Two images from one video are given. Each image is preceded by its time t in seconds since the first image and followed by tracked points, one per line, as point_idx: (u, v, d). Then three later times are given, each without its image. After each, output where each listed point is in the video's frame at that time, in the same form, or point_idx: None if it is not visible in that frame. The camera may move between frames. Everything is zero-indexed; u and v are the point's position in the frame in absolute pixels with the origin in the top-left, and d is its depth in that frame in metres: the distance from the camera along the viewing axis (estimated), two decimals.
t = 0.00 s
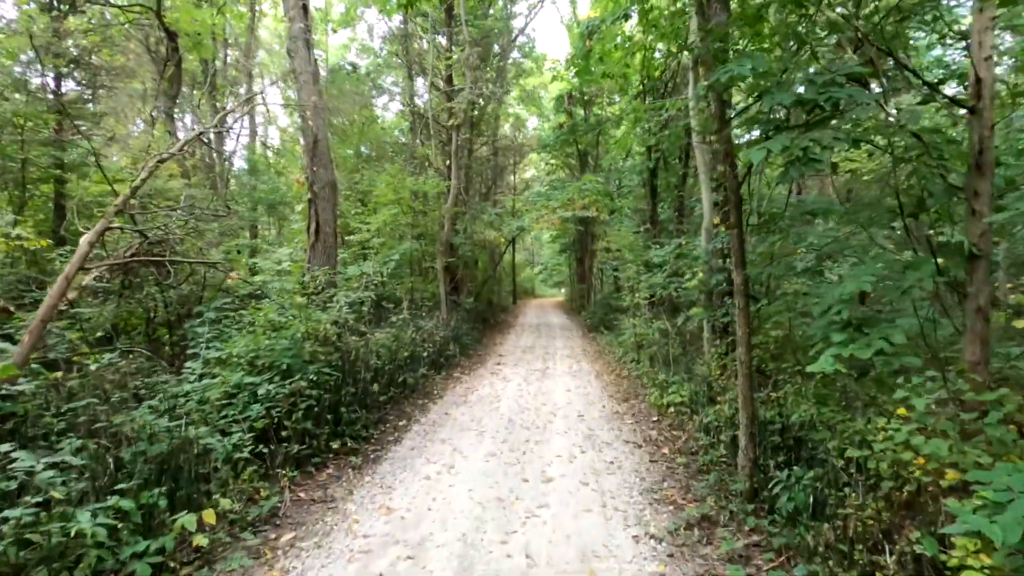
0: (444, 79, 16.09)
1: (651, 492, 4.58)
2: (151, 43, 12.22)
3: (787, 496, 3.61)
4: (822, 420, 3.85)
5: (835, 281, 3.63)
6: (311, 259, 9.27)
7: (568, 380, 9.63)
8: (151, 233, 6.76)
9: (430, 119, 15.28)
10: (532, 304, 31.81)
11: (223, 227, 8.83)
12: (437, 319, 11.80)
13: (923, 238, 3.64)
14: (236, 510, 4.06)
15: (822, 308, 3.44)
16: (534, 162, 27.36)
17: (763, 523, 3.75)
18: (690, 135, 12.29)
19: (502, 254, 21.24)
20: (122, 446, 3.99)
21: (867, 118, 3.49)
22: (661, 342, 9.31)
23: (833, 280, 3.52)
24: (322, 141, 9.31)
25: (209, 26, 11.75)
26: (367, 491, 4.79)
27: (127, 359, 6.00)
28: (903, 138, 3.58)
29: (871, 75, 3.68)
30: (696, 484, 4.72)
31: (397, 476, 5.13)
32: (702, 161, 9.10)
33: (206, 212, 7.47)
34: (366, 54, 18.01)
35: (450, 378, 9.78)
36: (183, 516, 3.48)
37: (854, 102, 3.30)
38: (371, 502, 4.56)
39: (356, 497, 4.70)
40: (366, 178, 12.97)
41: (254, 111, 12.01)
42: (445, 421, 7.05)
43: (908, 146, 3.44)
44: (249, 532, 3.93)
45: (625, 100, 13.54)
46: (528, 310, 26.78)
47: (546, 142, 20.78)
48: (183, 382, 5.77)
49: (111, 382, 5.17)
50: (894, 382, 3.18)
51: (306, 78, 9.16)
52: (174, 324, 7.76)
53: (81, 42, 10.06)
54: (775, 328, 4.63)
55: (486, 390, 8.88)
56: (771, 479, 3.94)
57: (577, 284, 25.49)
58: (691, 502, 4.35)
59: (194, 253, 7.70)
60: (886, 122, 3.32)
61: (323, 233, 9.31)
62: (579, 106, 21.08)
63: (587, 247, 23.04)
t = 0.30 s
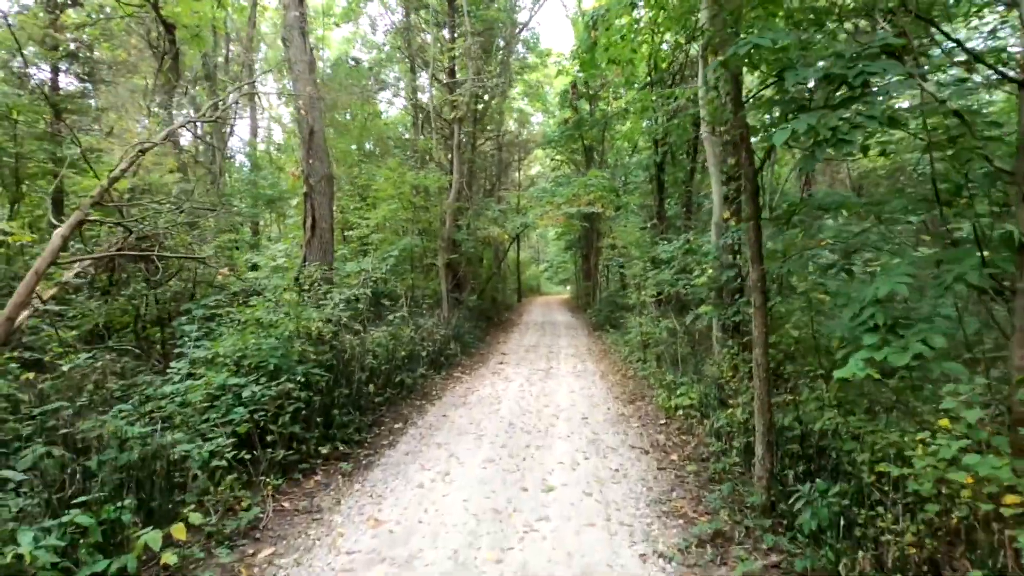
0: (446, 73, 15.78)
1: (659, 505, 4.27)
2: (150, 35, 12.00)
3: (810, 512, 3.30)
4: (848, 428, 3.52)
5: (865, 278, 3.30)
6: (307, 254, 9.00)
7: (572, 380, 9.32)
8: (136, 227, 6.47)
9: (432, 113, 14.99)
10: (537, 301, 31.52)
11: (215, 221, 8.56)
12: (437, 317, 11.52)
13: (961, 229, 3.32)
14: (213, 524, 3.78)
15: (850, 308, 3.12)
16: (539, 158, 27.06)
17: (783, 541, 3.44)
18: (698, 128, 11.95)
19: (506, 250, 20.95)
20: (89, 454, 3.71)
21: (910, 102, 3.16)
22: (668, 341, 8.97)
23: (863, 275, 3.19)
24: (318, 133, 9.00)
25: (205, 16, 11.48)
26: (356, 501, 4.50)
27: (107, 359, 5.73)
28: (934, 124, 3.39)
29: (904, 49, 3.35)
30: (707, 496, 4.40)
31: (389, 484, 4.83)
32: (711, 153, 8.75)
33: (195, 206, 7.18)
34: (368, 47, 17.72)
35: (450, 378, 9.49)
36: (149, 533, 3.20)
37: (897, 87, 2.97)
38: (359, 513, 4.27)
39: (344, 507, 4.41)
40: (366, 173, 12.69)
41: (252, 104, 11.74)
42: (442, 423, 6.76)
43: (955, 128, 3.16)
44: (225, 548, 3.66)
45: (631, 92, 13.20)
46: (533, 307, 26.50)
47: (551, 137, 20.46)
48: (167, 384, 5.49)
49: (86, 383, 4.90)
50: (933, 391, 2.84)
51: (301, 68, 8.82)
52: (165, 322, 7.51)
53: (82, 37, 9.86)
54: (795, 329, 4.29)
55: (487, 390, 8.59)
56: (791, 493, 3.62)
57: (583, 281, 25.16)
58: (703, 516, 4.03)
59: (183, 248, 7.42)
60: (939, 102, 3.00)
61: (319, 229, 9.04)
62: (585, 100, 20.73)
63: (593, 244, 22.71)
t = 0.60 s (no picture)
0: (448, 66, 15.47)
1: (667, 520, 3.99)
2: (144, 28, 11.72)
3: (835, 535, 3.01)
4: (873, 441, 3.25)
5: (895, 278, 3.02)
6: (301, 251, 8.73)
7: (574, 381, 9.05)
8: (119, 223, 6.20)
9: (432, 107, 14.69)
10: (539, 298, 31.25)
11: (206, 217, 8.31)
12: (437, 315, 11.27)
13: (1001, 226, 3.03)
14: (189, 542, 3.52)
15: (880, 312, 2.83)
16: (541, 154, 26.76)
17: (803, 565, 3.17)
18: (705, 122, 11.65)
19: (507, 247, 20.68)
20: (55, 466, 3.46)
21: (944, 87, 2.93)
22: (674, 341, 8.69)
23: (894, 277, 2.91)
24: (313, 125, 8.72)
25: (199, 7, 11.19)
26: (344, 514, 4.25)
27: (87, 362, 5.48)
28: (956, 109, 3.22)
29: (942, 26, 3.03)
30: (718, 510, 4.13)
31: (380, 494, 4.57)
32: (719, 147, 8.45)
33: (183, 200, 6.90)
34: (367, 40, 17.41)
35: (448, 379, 9.22)
36: (112, 555, 2.94)
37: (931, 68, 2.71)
38: (346, 528, 4.01)
39: (331, 520, 4.15)
40: (364, 167, 12.42)
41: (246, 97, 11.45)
42: (438, 427, 6.49)
43: (988, 112, 3.01)
44: (201, 568, 3.40)
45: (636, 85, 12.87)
46: (535, 305, 26.26)
47: (554, 132, 20.16)
48: (149, 388, 5.24)
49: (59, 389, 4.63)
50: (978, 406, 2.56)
51: (295, 58, 8.53)
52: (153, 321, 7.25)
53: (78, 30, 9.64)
54: (815, 333, 4.01)
55: (487, 392, 8.33)
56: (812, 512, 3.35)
57: (585, 278, 24.90)
58: (715, 534, 3.76)
59: (171, 244, 7.15)
60: (979, 85, 2.79)
61: (314, 225, 8.77)
62: (588, 94, 20.42)
63: (595, 241, 22.44)
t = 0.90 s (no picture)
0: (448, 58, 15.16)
1: (680, 536, 3.70)
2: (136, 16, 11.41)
3: (872, 559, 2.71)
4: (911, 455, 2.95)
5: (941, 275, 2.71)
6: (295, 246, 8.43)
7: (576, 381, 8.75)
8: (99, 215, 5.89)
9: (432, 100, 14.40)
10: (540, 295, 30.98)
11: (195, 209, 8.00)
12: (435, 312, 10.98)
13: None
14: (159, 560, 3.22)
15: (927, 313, 2.52)
16: (543, 149, 26.47)
17: None
18: (711, 116, 11.34)
19: (507, 243, 20.37)
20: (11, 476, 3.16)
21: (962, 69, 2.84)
22: (681, 341, 8.38)
23: (941, 273, 2.61)
24: (307, 115, 8.38)
25: None
26: (332, 527, 3.95)
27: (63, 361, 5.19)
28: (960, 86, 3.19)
29: None
30: (735, 525, 3.83)
31: (372, 505, 4.28)
32: (729, 139, 8.12)
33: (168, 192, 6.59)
34: (366, 32, 17.08)
35: (446, 378, 8.92)
36: None
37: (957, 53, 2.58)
38: (334, 544, 3.71)
39: (318, 534, 3.86)
40: (361, 160, 12.12)
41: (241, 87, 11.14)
42: (435, 431, 6.20)
43: None
44: None
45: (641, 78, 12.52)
46: (536, 302, 25.99)
47: (556, 127, 19.85)
48: (129, 390, 4.94)
49: (29, 390, 4.34)
50: None
51: (288, 45, 8.20)
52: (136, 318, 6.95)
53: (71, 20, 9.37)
54: (841, 334, 3.70)
55: (486, 392, 8.04)
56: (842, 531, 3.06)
57: (587, 275, 24.62)
58: (733, 552, 3.47)
59: (157, 238, 6.85)
60: None
61: (307, 219, 8.47)
62: (591, 89, 20.11)
63: (597, 237, 22.16)
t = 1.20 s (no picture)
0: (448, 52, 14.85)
1: (693, 563, 3.42)
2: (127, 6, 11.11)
3: None
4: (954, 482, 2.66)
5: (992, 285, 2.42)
6: (287, 244, 8.13)
7: (577, 384, 8.46)
8: (79, 212, 5.60)
9: (431, 95, 14.09)
10: (540, 292, 30.68)
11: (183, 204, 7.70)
12: (433, 312, 10.72)
13: None
14: None
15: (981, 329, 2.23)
16: (544, 145, 26.16)
17: None
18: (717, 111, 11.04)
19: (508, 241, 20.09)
20: None
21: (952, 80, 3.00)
22: (687, 343, 8.09)
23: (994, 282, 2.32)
24: (299, 108, 8.06)
25: None
26: (317, 549, 3.68)
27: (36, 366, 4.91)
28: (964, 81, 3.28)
29: None
30: (753, 550, 3.56)
31: (360, 524, 3.99)
32: (738, 133, 7.80)
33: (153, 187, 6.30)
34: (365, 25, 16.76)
35: (444, 381, 8.64)
36: None
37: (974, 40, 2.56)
38: (318, 570, 3.44)
39: (301, 558, 3.58)
40: (358, 156, 11.83)
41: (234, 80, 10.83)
42: (430, 439, 5.91)
43: None
44: None
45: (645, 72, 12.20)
46: (536, 300, 25.72)
47: (558, 122, 19.55)
48: (104, 399, 4.66)
49: None
50: None
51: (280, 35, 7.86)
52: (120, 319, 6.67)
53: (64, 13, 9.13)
54: (870, 344, 3.40)
55: (485, 396, 7.77)
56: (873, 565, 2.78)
57: (588, 273, 24.34)
58: None
59: (142, 236, 6.56)
60: None
61: (300, 215, 8.17)
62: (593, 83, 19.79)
63: (599, 235, 21.88)
